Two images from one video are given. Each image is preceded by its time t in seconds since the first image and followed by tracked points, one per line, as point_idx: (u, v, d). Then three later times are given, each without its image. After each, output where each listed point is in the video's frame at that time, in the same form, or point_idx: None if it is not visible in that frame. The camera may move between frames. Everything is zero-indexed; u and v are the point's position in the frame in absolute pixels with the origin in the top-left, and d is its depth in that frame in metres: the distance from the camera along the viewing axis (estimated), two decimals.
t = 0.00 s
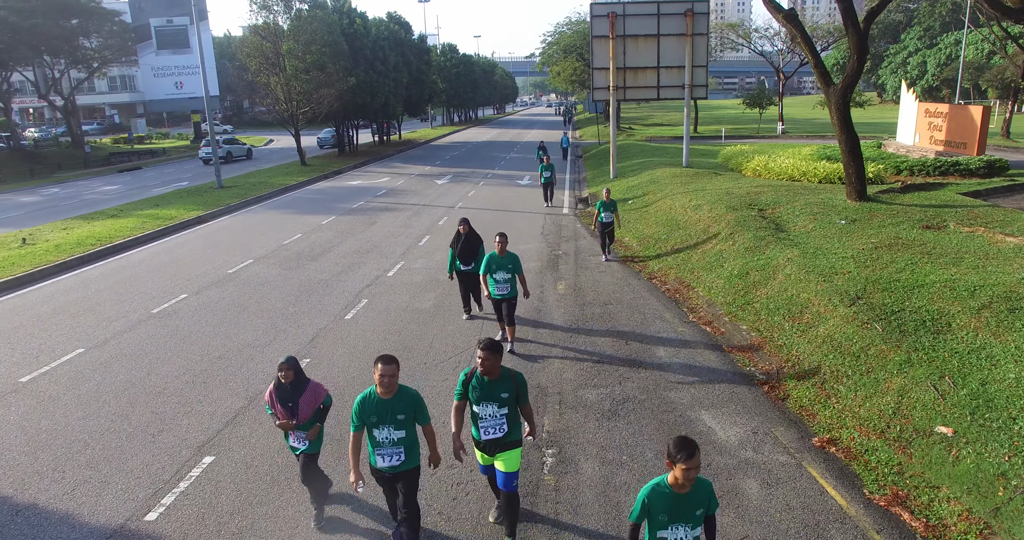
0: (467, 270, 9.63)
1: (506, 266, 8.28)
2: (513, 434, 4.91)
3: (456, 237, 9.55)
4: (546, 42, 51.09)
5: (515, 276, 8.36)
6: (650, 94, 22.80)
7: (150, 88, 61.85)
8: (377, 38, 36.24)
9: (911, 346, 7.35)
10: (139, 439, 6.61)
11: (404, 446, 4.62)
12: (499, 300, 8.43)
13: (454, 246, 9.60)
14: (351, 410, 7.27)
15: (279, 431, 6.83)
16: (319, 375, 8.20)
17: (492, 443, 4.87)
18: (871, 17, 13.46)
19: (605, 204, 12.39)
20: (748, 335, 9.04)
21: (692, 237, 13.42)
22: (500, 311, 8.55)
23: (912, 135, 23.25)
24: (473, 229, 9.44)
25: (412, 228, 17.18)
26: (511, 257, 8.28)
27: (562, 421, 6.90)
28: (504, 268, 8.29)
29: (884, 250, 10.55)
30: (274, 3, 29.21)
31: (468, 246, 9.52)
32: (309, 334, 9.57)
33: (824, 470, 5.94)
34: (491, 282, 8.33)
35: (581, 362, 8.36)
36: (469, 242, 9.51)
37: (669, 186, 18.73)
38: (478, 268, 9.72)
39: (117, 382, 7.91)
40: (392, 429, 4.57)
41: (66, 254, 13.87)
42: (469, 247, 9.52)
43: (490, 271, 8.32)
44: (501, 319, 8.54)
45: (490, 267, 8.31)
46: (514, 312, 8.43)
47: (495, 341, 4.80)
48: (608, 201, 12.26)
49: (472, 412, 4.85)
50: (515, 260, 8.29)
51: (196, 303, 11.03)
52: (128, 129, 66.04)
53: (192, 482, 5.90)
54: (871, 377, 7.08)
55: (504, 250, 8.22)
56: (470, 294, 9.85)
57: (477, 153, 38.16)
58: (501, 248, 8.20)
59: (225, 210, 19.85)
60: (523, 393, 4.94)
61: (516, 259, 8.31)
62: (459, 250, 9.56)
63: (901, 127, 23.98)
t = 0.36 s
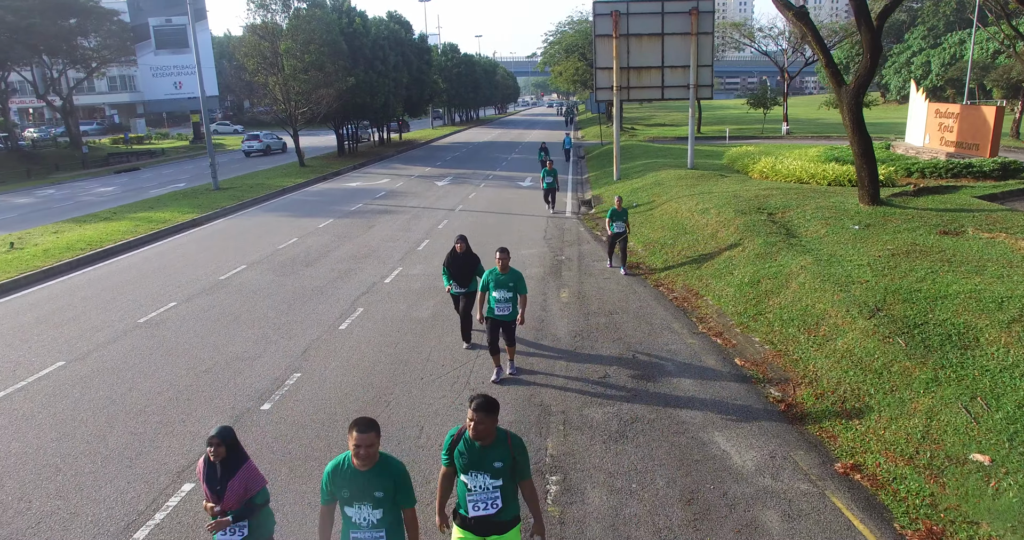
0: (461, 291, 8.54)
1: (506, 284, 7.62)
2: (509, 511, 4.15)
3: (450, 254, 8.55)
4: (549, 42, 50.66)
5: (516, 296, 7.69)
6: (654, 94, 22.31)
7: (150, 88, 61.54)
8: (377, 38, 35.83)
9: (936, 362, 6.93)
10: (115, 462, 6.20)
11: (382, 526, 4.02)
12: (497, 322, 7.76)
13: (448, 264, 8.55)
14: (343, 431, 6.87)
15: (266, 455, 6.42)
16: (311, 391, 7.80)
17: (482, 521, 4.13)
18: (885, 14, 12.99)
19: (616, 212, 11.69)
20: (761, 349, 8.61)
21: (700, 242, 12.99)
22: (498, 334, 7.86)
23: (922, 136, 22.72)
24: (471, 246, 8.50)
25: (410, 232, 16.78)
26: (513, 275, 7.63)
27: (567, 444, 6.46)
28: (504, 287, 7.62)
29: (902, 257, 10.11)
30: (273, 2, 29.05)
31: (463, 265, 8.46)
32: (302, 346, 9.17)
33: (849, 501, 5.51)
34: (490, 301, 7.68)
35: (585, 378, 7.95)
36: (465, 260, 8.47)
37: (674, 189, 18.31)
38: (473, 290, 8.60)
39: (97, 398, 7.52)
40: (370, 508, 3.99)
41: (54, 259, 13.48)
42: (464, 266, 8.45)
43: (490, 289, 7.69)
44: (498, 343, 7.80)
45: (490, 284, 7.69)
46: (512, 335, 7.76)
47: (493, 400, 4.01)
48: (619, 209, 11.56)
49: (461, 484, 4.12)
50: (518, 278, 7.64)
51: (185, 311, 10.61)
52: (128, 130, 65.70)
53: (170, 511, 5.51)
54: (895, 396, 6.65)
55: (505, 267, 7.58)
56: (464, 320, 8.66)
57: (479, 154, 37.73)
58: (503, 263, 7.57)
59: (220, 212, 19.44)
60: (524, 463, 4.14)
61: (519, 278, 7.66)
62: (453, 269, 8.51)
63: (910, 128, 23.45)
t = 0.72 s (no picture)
0: (454, 316, 7.79)
1: (501, 314, 6.76)
2: None
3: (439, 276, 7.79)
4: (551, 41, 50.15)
5: (512, 325, 6.85)
6: (659, 94, 21.85)
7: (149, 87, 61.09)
8: (377, 37, 35.33)
9: (975, 387, 6.37)
10: (81, 497, 5.68)
11: None
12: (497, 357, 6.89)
13: (437, 286, 7.81)
14: (332, 460, 6.35)
15: (247, 488, 5.90)
16: (299, 414, 7.28)
17: None
18: (904, 11, 12.40)
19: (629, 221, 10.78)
20: (780, 368, 8.07)
21: (710, 250, 12.47)
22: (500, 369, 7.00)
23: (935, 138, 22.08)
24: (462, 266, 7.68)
25: (409, 236, 16.27)
26: (507, 303, 6.76)
27: (575, 477, 5.94)
28: (499, 316, 6.76)
29: (925, 267, 9.56)
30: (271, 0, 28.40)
31: (453, 288, 7.71)
32: (292, 362, 8.66)
33: None
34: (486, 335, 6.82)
35: (593, 401, 7.42)
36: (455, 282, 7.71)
37: (681, 192, 17.80)
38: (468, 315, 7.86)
39: (68, 422, 7.00)
40: None
41: (39, 265, 12.98)
42: (455, 288, 7.70)
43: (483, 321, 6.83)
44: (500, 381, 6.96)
45: (483, 315, 6.82)
46: (513, 370, 6.93)
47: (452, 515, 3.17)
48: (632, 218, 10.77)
49: None
50: (512, 305, 6.76)
51: (170, 322, 10.14)
52: (127, 130, 65.24)
53: None
54: (932, 425, 6.10)
55: (498, 295, 6.72)
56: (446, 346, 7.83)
57: (480, 155, 37.23)
58: (495, 290, 6.73)
59: (214, 216, 18.95)
60: None
61: (514, 304, 6.79)
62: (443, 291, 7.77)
63: (922, 129, 22.89)
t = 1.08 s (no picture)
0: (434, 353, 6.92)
1: (504, 366, 5.65)
2: None
3: (421, 309, 6.81)
4: (553, 40, 49.48)
5: (516, 379, 5.73)
6: (666, 95, 21.13)
7: (147, 88, 60.51)
8: (376, 36, 34.69)
9: None
10: None
11: None
12: (492, 414, 5.76)
13: (419, 321, 6.84)
14: (314, 503, 5.71)
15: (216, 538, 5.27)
16: (281, 448, 6.65)
17: None
18: (929, 6, 11.71)
19: (643, 235, 10.11)
20: (806, 395, 7.43)
21: (723, 260, 11.83)
22: (490, 430, 5.84)
23: (950, 140, 21.39)
24: (445, 295, 6.80)
25: (406, 243, 15.63)
26: (511, 351, 5.68)
27: (586, 527, 5.30)
28: (502, 369, 5.64)
29: (958, 281, 8.89)
30: None
31: (438, 323, 6.75)
32: (277, 386, 8.03)
33: None
34: (482, 387, 5.70)
35: (602, 434, 6.78)
36: (440, 316, 6.75)
37: (690, 197, 17.14)
38: (452, 353, 6.93)
39: (24, 457, 6.36)
40: None
41: (16, 275, 12.35)
42: (437, 322, 6.75)
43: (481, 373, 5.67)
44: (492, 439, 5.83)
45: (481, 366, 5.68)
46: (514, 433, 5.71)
47: None
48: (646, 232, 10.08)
49: None
50: (517, 355, 5.68)
51: (150, 339, 9.52)
52: (125, 130, 64.64)
53: None
54: (986, 469, 5.45)
55: (500, 341, 5.64)
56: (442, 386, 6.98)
57: (481, 156, 36.61)
58: (498, 337, 5.61)
59: (206, 222, 18.34)
60: None
61: (518, 354, 5.71)
62: (425, 326, 6.79)
63: (937, 131, 22.20)
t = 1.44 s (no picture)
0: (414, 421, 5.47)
1: (494, 444, 4.44)
2: None
3: (401, 365, 5.42)
4: (552, 39, 48.76)
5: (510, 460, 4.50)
6: (670, 96, 20.39)
7: (141, 88, 59.77)
8: (372, 35, 33.98)
9: None
10: None
11: None
12: (486, 507, 4.56)
13: (396, 380, 5.44)
14: None
15: None
16: (255, 494, 5.95)
17: None
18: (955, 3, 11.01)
19: (664, 255, 9.23)
20: (839, 430, 6.73)
21: (736, 272, 11.14)
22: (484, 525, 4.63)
23: (964, 143, 20.67)
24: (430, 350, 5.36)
25: (401, 251, 14.93)
26: (503, 428, 4.43)
27: None
28: (493, 448, 4.42)
29: (997, 299, 8.17)
30: None
31: (418, 383, 5.35)
32: (256, 418, 7.33)
33: None
34: (470, 469, 4.53)
35: (614, 477, 6.09)
36: (422, 375, 5.35)
37: (698, 202, 16.46)
38: (435, 422, 5.49)
39: None
40: None
41: None
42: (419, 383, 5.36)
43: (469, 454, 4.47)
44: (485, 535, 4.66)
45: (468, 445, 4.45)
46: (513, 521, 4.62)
47: None
48: (667, 252, 9.23)
49: None
50: (511, 433, 4.42)
51: (121, 361, 8.81)
52: (119, 131, 63.90)
53: None
54: None
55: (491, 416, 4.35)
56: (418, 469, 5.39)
57: (480, 158, 35.91)
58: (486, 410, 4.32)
59: (193, 228, 17.63)
60: None
61: (512, 429, 4.45)
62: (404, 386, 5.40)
63: (951, 133, 21.45)
